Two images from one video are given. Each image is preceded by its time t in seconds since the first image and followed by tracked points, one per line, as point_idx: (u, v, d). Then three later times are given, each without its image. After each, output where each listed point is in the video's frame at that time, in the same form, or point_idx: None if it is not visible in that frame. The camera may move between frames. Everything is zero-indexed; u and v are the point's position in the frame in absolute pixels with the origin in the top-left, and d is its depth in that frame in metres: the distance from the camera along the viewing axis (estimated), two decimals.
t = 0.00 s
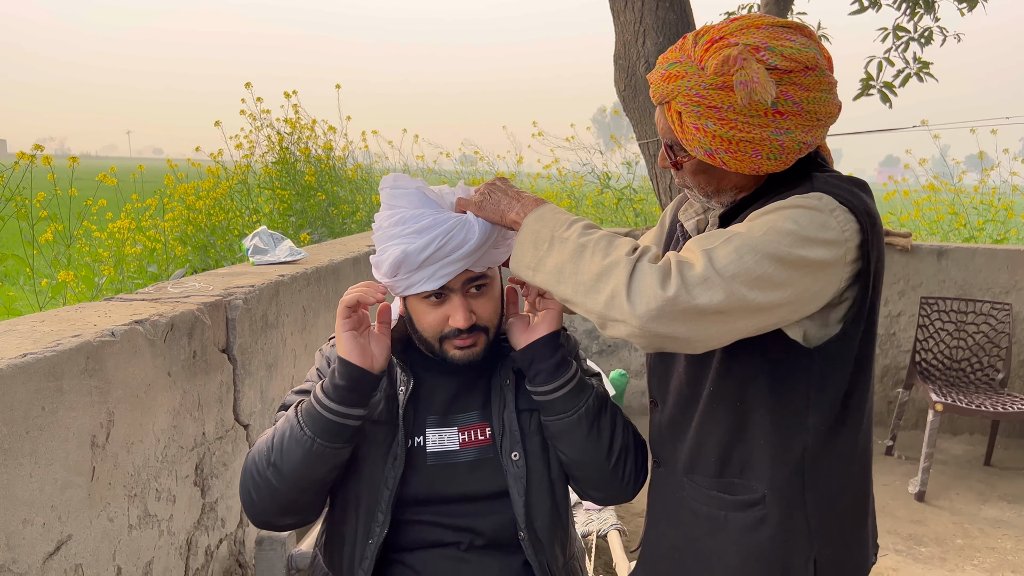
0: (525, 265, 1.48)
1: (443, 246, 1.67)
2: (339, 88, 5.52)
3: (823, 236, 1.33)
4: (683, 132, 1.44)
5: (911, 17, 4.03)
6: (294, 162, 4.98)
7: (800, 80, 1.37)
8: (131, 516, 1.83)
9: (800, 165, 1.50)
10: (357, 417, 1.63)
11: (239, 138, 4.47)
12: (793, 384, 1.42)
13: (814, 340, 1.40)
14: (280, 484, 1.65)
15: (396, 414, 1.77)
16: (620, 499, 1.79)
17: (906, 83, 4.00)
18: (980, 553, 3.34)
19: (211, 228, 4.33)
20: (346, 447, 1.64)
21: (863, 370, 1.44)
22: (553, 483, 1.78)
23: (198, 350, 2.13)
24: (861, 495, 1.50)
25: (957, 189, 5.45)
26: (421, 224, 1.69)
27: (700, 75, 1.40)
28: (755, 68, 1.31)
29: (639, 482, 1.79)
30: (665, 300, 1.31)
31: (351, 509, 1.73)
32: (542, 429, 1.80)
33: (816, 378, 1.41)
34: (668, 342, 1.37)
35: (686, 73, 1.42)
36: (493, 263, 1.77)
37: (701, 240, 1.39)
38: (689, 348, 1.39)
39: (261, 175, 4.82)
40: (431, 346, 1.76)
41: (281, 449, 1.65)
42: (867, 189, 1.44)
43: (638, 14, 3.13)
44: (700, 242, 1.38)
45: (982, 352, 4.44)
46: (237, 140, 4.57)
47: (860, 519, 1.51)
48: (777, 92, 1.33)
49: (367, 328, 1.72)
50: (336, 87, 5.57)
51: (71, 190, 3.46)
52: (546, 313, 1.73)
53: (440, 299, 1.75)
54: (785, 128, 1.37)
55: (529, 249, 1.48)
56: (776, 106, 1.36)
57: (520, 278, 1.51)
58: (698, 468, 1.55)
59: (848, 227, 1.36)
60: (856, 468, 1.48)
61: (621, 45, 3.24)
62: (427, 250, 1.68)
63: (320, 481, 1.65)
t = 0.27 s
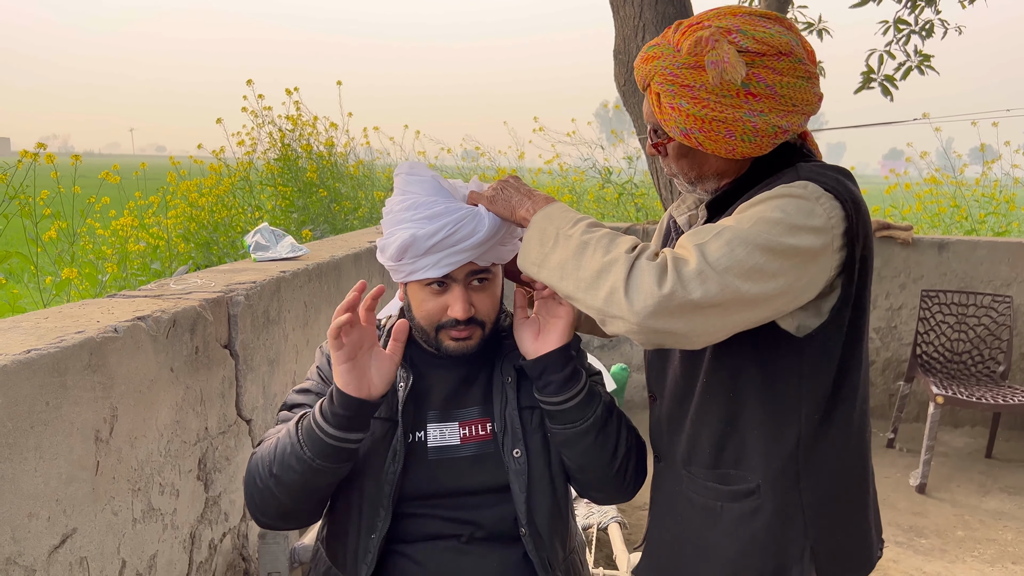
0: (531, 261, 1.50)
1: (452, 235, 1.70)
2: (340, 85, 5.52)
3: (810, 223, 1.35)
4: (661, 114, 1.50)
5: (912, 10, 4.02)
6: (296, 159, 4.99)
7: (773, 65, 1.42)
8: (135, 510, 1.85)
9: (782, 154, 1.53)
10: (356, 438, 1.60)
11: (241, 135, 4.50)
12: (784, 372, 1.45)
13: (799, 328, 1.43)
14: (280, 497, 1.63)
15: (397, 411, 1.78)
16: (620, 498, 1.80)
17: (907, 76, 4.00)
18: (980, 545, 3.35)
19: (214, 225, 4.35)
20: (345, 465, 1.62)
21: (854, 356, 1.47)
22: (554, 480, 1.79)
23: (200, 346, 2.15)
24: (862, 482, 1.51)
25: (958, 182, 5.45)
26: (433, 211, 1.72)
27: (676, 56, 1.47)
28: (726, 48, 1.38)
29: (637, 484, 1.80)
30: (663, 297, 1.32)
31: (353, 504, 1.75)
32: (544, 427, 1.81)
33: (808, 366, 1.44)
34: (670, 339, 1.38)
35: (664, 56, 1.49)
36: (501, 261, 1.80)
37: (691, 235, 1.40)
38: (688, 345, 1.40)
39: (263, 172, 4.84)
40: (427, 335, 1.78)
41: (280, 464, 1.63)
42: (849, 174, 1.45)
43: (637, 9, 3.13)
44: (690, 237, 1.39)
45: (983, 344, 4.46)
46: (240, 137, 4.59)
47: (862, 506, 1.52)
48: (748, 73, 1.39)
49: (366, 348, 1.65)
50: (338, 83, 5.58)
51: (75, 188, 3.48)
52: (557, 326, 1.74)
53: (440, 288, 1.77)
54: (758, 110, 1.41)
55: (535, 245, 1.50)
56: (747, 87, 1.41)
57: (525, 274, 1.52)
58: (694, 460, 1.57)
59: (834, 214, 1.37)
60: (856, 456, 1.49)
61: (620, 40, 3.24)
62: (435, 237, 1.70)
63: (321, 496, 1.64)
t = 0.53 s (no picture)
0: (546, 265, 1.50)
1: (457, 236, 1.70)
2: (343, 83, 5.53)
3: (801, 212, 1.41)
4: (652, 85, 1.66)
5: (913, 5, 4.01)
6: (299, 159, 5.00)
7: (761, 49, 1.60)
8: (139, 511, 1.87)
9: (755, 144, 1.69)
10: (344, 499, 1.57)
11: (243, 135, 4.52)
12: (774, 360, 1.54)
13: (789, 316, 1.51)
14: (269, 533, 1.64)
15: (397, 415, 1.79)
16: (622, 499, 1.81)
17: (908, 72, 3.98)
18: (983, 541, 3.35)
19: (217, 225, 4.36)
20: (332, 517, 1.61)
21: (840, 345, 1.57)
22: (557, 482, 1.80)
23: (202, 348, 2.16)
24: (852, 463, 1.59)
25: (961, 177, 5.44)
26: (440, 212, 1.73)
27: (674, 30, 1.65)
28: (720, 24, 1.57)
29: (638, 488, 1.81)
30: (683, 297, 1.34)
31: (355, 508, 1.76)
32: (546, 429, 1.82)
33: (799, 353, 1.52)
34: (689, 339, 1.39)
35: (663, 30, 1.67)
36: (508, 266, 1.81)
37: (695, 235, 1.42)
38: (705, 344, 1.41)
39: (266, 172, 4.86)
40: (428, 337, 1.79)
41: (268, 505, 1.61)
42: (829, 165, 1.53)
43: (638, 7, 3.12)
44: (694, 237, 1.42)
45: (986, 340, 4.45)
46: (242, 137, 4.60)
47: (855, 487, 1.60)
48: (736, 50, 1.56)
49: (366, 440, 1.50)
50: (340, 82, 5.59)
51: (78, 189, 3.50)
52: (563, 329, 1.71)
53: (442, 290, 1.77)
54: (743, 87, 1.58)
55: (551, 249, 1.50)
56: (735, 64, 1.58)
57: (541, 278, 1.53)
58: (685, 450, 1.62)
59: (821, 204, 1.44)
60: (846, 437, 1.59)
61: (621, 39, 3.24)
62: (441, 237, 1.70)
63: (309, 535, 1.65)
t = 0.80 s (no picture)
0: (581, 306, 1.58)
1: (441, 245, 1.71)
2: (344, 84, 5.54)
3: (796, 216, 1.55)
4: (647, 71, 1.78)
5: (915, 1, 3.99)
6: (301, 160, 5.00)
7: (750, 45, 1.75)
8: (142, 515, 1.88)
9: (735, 142, 1.83)
10: None
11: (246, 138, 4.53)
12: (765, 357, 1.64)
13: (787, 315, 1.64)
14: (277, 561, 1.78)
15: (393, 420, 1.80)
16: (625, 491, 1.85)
17: (910, 68, 3.97)
18: (988, 538, 3.35)
19: (219, 228, 4.36)
20: None
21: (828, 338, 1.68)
22: (559, 480, 1.81)
23: (205, 352, 2.17)
24: (844, 450, 1.71)
25: (964, 173, 5.43)
26: (431, 219, 1.74)
27: (670, 20, 1.79)
28: (715, 17, 1.71)
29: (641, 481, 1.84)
30: (727, 321, 1.43)
31: (353, 513, 1.78)
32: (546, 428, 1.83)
33: (789, 349, 1.64)
34: (734, 357, 1.47)
35: (660, 19, 1.80)
36: (499, 280, 1.79)
37: (713, 256, 1.52)
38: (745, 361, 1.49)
39: (268, 174, 4.86)
40: (416, 343, 1.80)
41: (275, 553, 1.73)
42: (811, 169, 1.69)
43: (637, 7, 3.12)
44: (715, 260, 1.51)
45: (989, 336, 4.47)
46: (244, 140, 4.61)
47: (845, 472, 1.72)
48: (728, 43, 1.71)
49: None
50: (341, 83, 5.59)
51: (81, 194, 3.51)
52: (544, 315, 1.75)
53: (430, 296, 1.78)
54: (732, 78, 1.72)
55: (583, 290, 1.58)
56: (727, 56, 1.72)
57: (574, 319, 1.60)
58: (680, 447, 1.71)
59: (810, 208, 1.60)
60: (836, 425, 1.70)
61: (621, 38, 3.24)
62: (427, 244, 1.72)
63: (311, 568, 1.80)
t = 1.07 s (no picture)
0: (581, 305, 1.57)
1: (442, 252, 1.68)
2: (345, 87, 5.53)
3: (794, 213, 1.56)
4: (649, 63, 1.77)
5: None
6: (303, 163, 5.00)
7: (748, 43, 1.76)
8: (146, 521, 1.87)
9: (731, 140, 1.83)
10: None
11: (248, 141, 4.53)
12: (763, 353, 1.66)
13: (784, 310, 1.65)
14: None
15: (394, 425, 1.80)
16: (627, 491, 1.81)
17: (912, 66, 3.96)
18: (995, 537, 3.33)
19: (222, 231, 4.36)
20: None
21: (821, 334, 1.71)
22: (559, 480, 1.80)
23: (207, 356, 2.16)
24: (838, 443, 1.74)
25: (967, 171, 5.42)
26: (431, 225, 1.71)
27: (672, 14, 1.79)
28: (719, 12, 1.72)
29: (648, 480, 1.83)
30: (734, 319, 1.42)
31: (356, 520, 1.78)
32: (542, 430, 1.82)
33: (787, 346, 1.66)
34: (738, 353, 1.47)
35: (662, 14, 1.80)
36: (501, 285, 1.76)
37: (717, 254, 1.51)
38: (748, 356, 1.50)
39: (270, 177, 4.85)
40: (420, 350, 1.80)
41: None
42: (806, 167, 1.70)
43: (638, 7, 3.12)
44: (719, 257, 1.51)
45: (993, 334, 4.46)
46: (246, 143, 4.61)
47: (841, 465, 1.74)
48: (730, 40, 1.72)
49: None
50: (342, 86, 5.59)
51: (83, 198, 3.51)
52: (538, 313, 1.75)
53: (432, 301, 1.77)
54: (732, 74, 1.72)
55: (582, 290, 1.57)
56: (728, 52, 1.73)
57: (574, 319, 1.59)
58: (682, 442, 1.72)
59: (808, 205, 1.61)
60: (831, 417, 1.73)
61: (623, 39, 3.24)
62: (428, 251, 1.69)
63: None
